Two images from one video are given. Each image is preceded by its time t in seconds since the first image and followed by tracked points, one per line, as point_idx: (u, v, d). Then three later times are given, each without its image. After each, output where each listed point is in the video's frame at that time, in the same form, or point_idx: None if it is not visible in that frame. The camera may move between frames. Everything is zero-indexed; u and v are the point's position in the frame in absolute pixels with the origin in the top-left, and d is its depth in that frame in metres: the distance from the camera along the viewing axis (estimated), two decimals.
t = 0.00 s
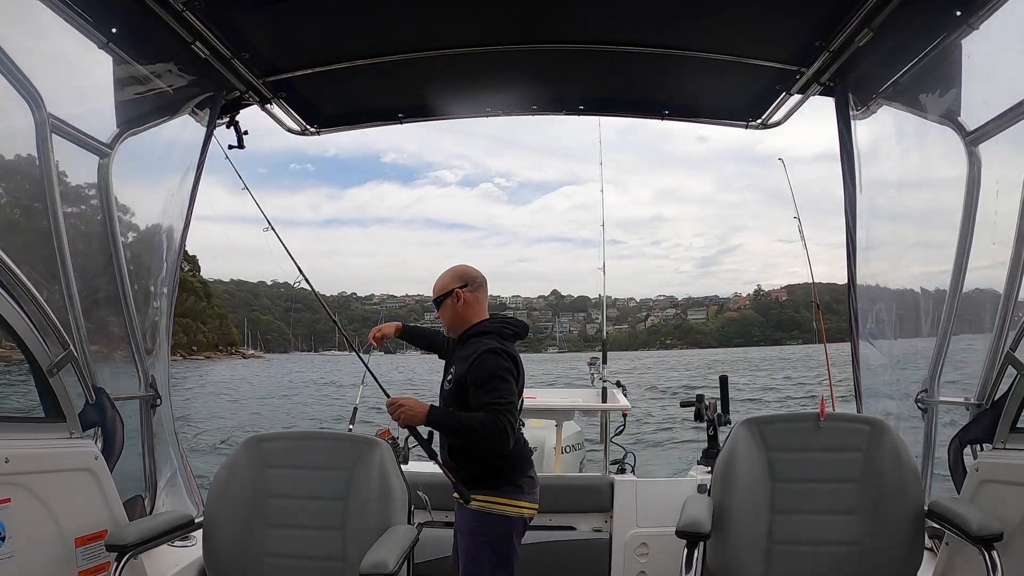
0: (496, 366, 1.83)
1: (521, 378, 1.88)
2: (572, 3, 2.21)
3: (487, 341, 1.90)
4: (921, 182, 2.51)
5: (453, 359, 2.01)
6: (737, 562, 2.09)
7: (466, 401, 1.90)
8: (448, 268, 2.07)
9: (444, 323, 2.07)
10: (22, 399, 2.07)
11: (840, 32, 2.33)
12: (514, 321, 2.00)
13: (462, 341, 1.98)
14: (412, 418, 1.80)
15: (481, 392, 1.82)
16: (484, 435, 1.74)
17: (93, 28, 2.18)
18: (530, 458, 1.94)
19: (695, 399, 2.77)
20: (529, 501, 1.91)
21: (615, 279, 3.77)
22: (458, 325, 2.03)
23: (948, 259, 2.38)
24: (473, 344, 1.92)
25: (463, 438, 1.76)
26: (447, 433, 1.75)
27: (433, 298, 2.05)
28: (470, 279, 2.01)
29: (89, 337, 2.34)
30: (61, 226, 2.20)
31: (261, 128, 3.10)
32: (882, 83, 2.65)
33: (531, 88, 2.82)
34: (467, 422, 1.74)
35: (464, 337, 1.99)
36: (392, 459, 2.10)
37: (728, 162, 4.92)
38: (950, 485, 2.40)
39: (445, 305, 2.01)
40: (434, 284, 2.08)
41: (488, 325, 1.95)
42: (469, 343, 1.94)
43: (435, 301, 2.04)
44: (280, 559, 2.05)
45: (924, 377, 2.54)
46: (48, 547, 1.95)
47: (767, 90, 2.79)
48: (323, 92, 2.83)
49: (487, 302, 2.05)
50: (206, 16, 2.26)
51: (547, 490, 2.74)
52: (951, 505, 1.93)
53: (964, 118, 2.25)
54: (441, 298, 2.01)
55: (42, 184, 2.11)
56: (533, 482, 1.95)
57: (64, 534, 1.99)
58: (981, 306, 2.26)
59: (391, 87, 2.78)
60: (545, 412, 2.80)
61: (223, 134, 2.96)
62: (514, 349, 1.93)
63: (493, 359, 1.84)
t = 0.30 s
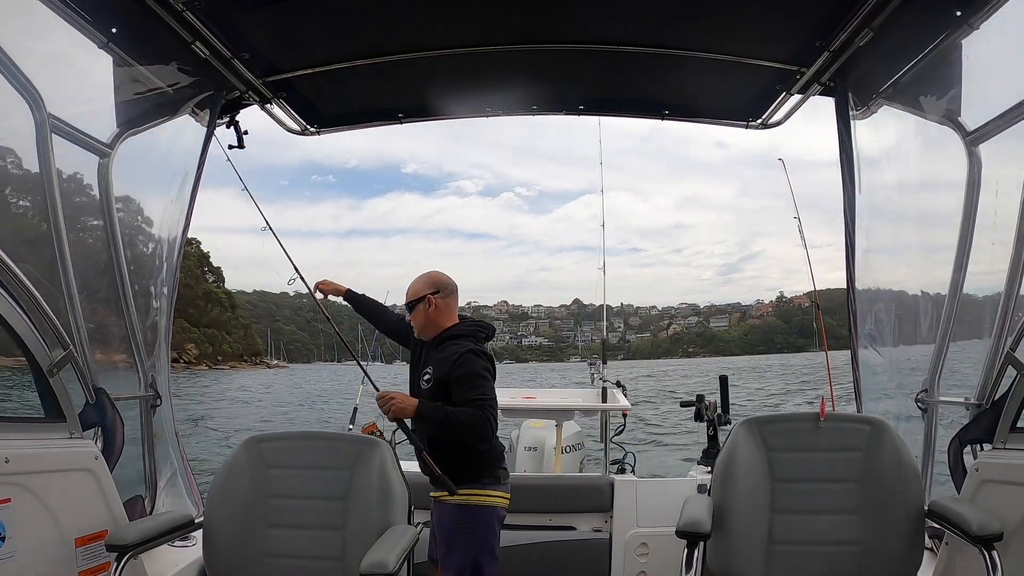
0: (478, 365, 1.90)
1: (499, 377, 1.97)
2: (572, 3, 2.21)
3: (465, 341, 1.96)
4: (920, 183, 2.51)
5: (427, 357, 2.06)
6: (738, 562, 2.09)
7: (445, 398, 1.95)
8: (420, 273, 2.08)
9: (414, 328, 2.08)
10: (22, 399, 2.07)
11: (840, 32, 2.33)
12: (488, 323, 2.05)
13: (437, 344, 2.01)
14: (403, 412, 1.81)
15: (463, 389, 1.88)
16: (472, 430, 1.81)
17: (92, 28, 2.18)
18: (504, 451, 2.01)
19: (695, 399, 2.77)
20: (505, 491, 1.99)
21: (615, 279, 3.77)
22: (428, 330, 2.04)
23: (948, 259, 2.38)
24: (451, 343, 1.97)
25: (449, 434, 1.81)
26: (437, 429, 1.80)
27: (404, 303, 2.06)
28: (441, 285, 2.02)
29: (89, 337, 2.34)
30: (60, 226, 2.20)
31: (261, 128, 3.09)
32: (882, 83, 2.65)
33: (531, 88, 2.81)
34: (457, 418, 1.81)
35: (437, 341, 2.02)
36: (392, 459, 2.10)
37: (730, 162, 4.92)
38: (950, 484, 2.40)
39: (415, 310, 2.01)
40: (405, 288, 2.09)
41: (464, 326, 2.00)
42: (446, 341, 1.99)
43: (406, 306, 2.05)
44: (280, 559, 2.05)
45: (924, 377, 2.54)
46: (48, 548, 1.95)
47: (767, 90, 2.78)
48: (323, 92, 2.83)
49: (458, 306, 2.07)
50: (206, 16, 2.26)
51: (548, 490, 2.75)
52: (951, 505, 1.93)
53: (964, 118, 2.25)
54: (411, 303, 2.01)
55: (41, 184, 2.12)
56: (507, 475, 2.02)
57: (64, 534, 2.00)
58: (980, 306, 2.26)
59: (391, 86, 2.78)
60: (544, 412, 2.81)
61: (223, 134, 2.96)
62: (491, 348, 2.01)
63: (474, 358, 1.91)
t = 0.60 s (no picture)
0: (456, 360, 2.04)
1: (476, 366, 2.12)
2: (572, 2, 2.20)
3: (440, 338, 2.10)
4: (919, 183, 2.51)
5: (405, 357, 2.19)
6: (738, 562, 2.09)
7: (428, 395, 2.09)
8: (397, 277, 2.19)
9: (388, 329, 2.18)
10: (22, 400, 2.07)
11: (839, 31, 2.33)
12: (459, 319, 2.20)
13: (416, 343, 2.14)
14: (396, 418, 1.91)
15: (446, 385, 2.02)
16: (460, 422, 1.97)
17: (92, 28, 2.17)
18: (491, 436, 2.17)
19: (695, 399, 2.77)
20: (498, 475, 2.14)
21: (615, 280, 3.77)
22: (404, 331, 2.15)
23: (948, 259, 2.38)
24: (428, 341, 2.11)
25: (440, 430, 1.96)
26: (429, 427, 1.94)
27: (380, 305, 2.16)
28: (417, 287, 2.14)
29: (89, 337, 2.34)
30: (60, 226, 2.20)
31: (261, 128, 3.09)
32: (881, 83, 2.65)
33: (531, 88, 2.81)
34: (446, 414, 1.95)
35: (416, 340, 2.14)
36: (392, 459, 2.10)
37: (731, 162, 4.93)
38: (950, 484, 2.40)
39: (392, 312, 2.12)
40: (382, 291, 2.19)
41: (440, 323, 2.14)
42: (423, 339, 2.13)
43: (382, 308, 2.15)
44: (281, 560, 2.05)
45: (924, 377, 2.54)
46: (47, 548, 1.94)
47: (767, 89, 2.78)
48: (323, 92, 2.83)
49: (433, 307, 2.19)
50: (206, 16, 2.26)
51: (548, 489, 2.75)
52: (951, 505, 1.93)
53: (964, 117, 2.25)
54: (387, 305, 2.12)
55: (41, 184, 2.12)
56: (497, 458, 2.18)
57: (64, 535, 1.99)
58: (980, 306, 2.26)
59: (391, 86, 2.78)
60: (544, 413, 2.81)
61: (222, 134, 2.96)
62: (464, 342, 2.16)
63: (453, 354, 2.05)
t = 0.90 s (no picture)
0: (458, 357, 2.04)
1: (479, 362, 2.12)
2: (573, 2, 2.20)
3: (444, 333, 2.10)
4: (919, 183, 2.51)
5: (407, 353, 2.19)
6: (738, 562, 2.09)
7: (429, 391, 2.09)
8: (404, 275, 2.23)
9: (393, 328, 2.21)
10: (21, 399, 2.07)
11: (840, 31, 2.33)
12: (460, 319, 2.21)
13: (419, 341, 2.15)
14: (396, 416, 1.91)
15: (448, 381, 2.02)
16: (462, 419, 1.98)
17: (92, 27, 2.17)
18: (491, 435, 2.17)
19: (695, 399, 2.76)
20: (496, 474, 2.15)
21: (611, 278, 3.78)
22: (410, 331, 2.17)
23: (948, 259, 2.39)
24: (431, 338, 2.11)
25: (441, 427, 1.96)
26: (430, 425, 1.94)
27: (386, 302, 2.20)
28: (425, 285, 2.18)
29: (89, 337, 2.34)
30: (61, 227, 2.20)
31: (260, 128, 3.09)
32: (882, 84, 2.65)
33: (531, 88, 2.81)
34: (447, 411, 1.96)
35: (420, 337, 2.16)
36: (392, 459, 2.10)
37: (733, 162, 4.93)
38: (950, 484, 2.40)
39: (399, 308, 2.14)
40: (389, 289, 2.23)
41: (444, 320, 2.14)
42: (427, 336, 2.13)
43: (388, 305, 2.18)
44: (281, 560, 2.05)
45: (924, 377, 2.54)
46: (47, 548, 1.94)
47: (767, 89, 2.78)
48: (323, 92, 2.83)
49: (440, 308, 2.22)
50: (206, 16, 2.26)
51: (548, 490, 2.75)
52: (952, 505, 1.93)
53: (964, 117, 2.25)
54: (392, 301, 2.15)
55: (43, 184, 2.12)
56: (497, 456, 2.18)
57: (64, 535, 1.99)
58: (980, 305, 2.26)
59: (391, 86, 2.78)
60: (544, 413, 2.80)
61: (223, 134, 2.96)
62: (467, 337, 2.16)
63: (455, 350, 2.05)
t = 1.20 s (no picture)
0: (458, 354, 2.04)
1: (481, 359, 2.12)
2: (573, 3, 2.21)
3: (445, 331, 2.10)
4: (919, 183, 2.52)
5: (410, 350, 2.20)
6: (738, 563, 2.09)
7: (430, 389, 2.10)
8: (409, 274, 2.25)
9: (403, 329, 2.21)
10: (22, 398, 2.08)
11: (840, 32, 2.33)
12: (466, 315, 2.22)
13: (422, 339, 2.14)
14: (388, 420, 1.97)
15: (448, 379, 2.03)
16: (461, 418, 1.98)
17: (93, 27, 2.17)
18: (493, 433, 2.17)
19: (695, 400, 2.76)
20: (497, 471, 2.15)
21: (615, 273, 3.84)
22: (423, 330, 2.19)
23: (948, 260, 2.39)
24: (432, 335, 2.11)
25: (440, 426, 1.98)
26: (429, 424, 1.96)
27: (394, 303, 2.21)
28: (433, 281, 2.20)
29: (90, 336, 2.34)
30: (62, 227, 2.20)
31: (262, 127, 3.09)
32: (881, 85, 2.65)
33: (531, 88, 2.81)
34: (445, 410, 1.97)
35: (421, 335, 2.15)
36: (392, 459, 2.10)
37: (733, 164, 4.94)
38: (950, 484, 2.40)
39: (411, 307, 2.16)
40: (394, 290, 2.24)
41: (447, 318, 2.14)
42: (428, 333, 2.13)
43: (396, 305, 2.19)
44: (280, 559, 2.05)
45: (924, 378, 2.54)
46: (47, 547, 1.94)
47: (767, 90, 2.78)
48: (324, 92, 2.83)
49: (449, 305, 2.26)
50: (207, 16, 2.26)
51: (548, 490, 2.75)
52: (951, 506, 1.93)
53: (964, 118, 2.25)
54: (401, 301, 2.17)
55: (44, 184, 2.12)
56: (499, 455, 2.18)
57: (64, 534, 1.99)
58: (981, 306, 2.26)
59: (391, 86, 2.78)
60: (544, 413, 2.80)
61: (223, 134, 2.96)
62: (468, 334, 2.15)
63: (456, 349, 2.05)
